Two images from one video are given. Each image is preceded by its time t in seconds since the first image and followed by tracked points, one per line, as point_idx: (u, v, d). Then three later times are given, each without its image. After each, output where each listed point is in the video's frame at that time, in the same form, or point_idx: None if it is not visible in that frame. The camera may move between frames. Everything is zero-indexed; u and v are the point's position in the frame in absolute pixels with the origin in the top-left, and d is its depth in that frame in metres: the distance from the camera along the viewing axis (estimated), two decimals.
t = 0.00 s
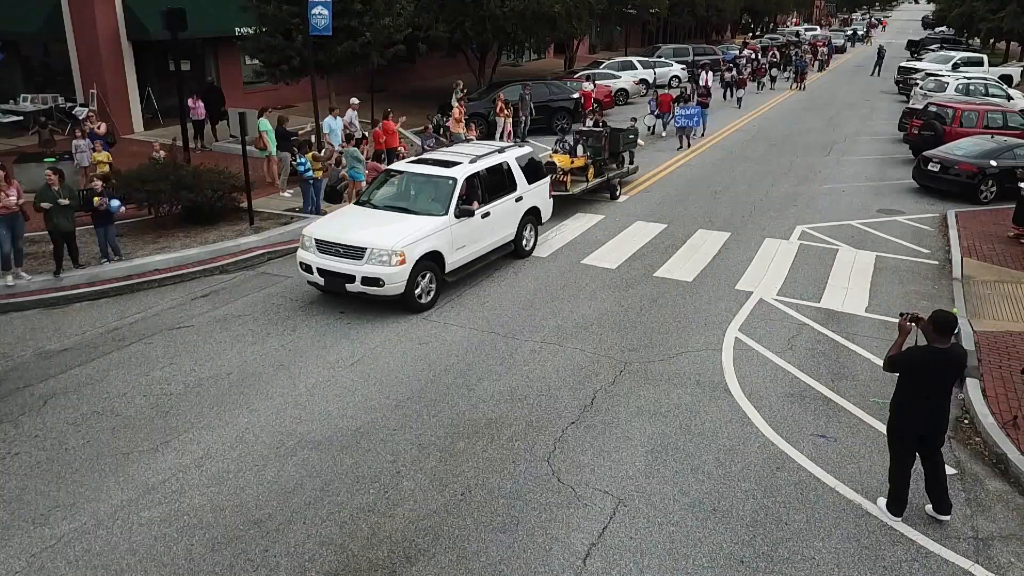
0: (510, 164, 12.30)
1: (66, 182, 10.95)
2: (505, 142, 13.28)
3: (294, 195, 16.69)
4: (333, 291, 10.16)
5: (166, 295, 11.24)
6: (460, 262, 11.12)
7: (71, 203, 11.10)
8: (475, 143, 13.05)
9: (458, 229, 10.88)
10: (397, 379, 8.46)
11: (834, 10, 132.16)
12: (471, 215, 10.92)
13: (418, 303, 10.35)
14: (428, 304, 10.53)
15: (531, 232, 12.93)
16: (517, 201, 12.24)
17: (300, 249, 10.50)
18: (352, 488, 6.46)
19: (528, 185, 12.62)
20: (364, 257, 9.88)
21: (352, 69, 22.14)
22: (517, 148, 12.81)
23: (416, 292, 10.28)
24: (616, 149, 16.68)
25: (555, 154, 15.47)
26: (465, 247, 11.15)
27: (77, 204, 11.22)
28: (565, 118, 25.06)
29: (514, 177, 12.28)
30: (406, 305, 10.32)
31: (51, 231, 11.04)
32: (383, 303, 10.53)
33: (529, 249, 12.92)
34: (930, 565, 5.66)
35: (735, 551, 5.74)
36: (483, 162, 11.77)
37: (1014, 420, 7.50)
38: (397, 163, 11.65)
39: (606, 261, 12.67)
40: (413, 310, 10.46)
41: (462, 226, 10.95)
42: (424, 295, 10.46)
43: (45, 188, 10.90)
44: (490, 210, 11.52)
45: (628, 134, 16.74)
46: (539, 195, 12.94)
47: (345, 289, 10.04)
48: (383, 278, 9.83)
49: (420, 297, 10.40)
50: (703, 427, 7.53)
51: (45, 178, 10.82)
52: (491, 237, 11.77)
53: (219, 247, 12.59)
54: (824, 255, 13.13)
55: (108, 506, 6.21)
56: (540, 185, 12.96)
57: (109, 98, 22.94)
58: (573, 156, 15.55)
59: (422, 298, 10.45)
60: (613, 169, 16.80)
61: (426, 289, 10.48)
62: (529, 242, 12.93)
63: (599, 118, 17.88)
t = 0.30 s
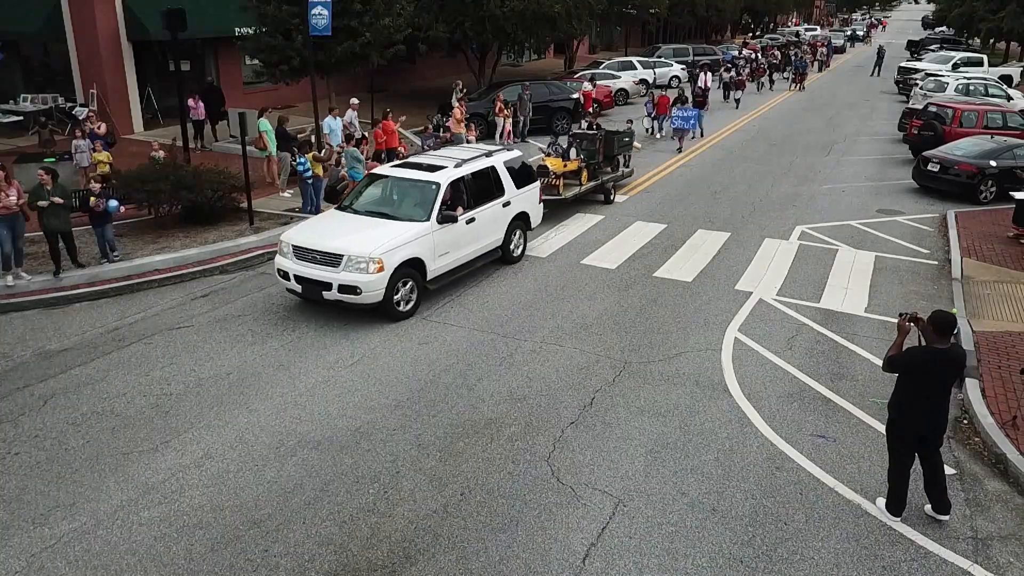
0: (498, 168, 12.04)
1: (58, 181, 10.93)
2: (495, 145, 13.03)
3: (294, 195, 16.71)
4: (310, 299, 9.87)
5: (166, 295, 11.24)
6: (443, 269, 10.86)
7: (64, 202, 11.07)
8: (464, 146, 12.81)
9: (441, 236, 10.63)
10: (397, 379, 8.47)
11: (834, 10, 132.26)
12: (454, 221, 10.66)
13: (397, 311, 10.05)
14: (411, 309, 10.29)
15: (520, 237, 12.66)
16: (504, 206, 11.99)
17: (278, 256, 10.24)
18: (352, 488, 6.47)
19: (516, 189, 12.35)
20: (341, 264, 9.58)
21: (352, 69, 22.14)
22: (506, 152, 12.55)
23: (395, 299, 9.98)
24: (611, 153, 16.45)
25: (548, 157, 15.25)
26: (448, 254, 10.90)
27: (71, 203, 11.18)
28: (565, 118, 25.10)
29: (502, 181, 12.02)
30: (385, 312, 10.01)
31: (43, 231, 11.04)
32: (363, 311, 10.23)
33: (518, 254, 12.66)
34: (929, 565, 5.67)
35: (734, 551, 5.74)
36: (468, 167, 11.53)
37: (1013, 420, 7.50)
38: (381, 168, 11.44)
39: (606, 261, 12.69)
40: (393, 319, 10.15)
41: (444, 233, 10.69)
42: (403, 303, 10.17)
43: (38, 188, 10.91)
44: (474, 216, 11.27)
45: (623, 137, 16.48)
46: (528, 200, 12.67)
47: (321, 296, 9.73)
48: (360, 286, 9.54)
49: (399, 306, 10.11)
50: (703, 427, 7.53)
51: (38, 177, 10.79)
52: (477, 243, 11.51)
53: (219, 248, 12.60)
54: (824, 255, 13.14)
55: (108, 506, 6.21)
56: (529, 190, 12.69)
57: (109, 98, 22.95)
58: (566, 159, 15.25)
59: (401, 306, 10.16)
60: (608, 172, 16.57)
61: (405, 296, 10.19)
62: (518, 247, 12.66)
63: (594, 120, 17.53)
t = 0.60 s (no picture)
0: (484, 173, 11.77)
1: (56, 182, 10.91)
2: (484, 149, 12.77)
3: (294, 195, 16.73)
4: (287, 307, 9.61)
5: (166, 295, 11.25)
6: (424, 276, 10.56)
7: (62, 202, 11.04)
8: (451, 150, 12.55)
9: (422, 241, 10.33)
10: (397, 379, 8.48)
11: (834, 10, 132.29)
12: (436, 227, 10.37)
13: (375, 319, 9.76)
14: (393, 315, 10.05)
15: (508, 242, 12.36)
16: (490, 211, 11.70)
17: (256, 263, 9.99)
18: (352, 488, 6.47)
19: (504, 195, 12.06)
20: (316, 271, 9.31)
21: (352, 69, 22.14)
22: (493, 156, 12.29)
23: (373, 307, 9.70)
24: (605, 156, 16.35)
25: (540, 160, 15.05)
26: (431, 260, 10.60)
27: (70, 203, 11.16)
28: (565, 118, 25.08)
29: (488, 187, 11.75)
30: (362, 321, 9.73)
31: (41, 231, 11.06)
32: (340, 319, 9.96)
33: (505, 261, 12.35)
34: (928, 564, 5.67)
35: (734, 552, 5.74)
36: (453, 171, 11.27)
37: (1013, 421, 7.50)
38: (363, 172, 11.18)
39: (606, 261, 12.69)
40: (371, 327, 9.86)
41: (426, 238, 10.40)
42: (382, 311, 9.90)
43: (37, 188, 10.90)
44: (457, 221, 10.97)
45: (616, 139, 16.40)
46: (516, 205, 12.39)
47: (298, 304, 9.47)
48: (336, 294, 9.27)
49: (378, 315, 9.84)
50: (703, 426, 7.54)
51: (37, 177, 10.78)
52: (461, 250, 11.22)
53: (219, 248, 12.62)
54: (823, 255, 13.14)
55: (108, 506, 6.22)
56: (517, 195, 12.40)
57: (109, 98, 22.95)
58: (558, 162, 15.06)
59: (380, 314, 9.87)
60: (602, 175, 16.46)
61: (385, 304, 9.92)
62: (506, 253, 12.36)
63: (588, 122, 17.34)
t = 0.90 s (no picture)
0: (469, 177, 11.49)
1: (55, 182, 10.91)
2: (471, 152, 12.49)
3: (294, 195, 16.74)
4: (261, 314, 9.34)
5: (166, 295, 11.26)
6: (404, 284, 10.27)
7: (61, 203, 11.04)
8: (437, 154, 12.27)
9: (401, 248, 10.04)
10: (397, 379, 8.48)
11: (834, 10, 132.27)
12: (415, 233, 10.07)
13: (350, 327, 9.47)
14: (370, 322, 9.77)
15: (495, 248, 12.07)
16: (475, 217, 11.41)
17: (231, 268, 9.72)
18: (351, 488, 6.48)
19: (490, 200, 11.77)
20: (289, 278, 9.03)
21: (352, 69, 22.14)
22: (480, 159, 12.00)
23: (348, 316, 9.41)
24: (600, 159, 16.24)
25: (533, 163, 14.75)
26: (411, 266, 10.31)
27: (69, 204, 11.15)
28: (565, 118, 25.05)
29: (473, 191, 11.46)
30: (337, 329, 9.43)
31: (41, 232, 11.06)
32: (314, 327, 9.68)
33: (492, 267, 12.06)
34: (927, 564, 5.67)
35: (733, 552, 5.75)
36: (437, 175, 10.99)
37: (1012, 421, 7.51)
38: (344, 176, 10.92)
39: (605, 262, 12.70)
40: (347, 335, 9.57)
41: (405, 244, 10.12)
42: (358, 320, 9.61)
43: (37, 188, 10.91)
44: (440, 227, 10.69)
45: (610, 141, 16.22)
46: (503, 210, 12.09)
47: (271, 312, 9.19)
48: (309, 302, 8.98)
49: (353, 324, 9.54)
50: (702, 426, 7.55)
51: (37, 177, 10.79)
52: (444, 256, 10.92)
53: (219, 248, 12.62)
54: (823, 255, 13.14)
55: (108, 505, 6.22)
56: (504, 200, 12.10)
57: (109, 98, 22.95)
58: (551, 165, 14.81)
59: (355, 323, 9.58)
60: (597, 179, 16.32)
61: (361, 312, 9.63)
62: (493, 259, 12.06)
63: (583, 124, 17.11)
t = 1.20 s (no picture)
0: (453, 181, 11.20)
1: (54, 182, 10.92)
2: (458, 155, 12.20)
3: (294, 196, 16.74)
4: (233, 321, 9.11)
5: (166, 295, 11.27)
6: (383, 291, 10.01)
7: (59, 203, 11.03)
8: (423, 158, 12.00)
9: (379, 254, 9.78)
10: (396, 379, 8.49)
11: (835, 10, 132.27)
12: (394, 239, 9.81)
13: (323, 336, 9.21)
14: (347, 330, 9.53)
15: (481, 254, 11.78)
16: (459, 222, 11.12)
17: (205, 274, 9.51)
18: (350, 488, 6.48)
19: (475, 204, 11.48)
20: (260, 285, 8.80)
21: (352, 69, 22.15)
22: (466, 163, 11.72)
23: (321, 323, 9.16)
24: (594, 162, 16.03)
25: (525, 166, 14.63)
26: (389, 273, 10.04)
27: (67, 205, 11.14)
28: (564, 118, 25.05)
29: (458, 196, 11.18)
30: (309, 338, 9.18)
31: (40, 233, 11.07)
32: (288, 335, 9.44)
33: (479, 273, 11.78)
34: (926, 565, 5.68)
35: (731, 552, 5.75)
36: (419, 180, 10.71)
37: (1011, 421, 7.51)
38: (324, 180, 10.67)
39: (605, 261, 12.71)
40: (320, 344, 9.32)
41: (383, 250, 9.84)
42: (332, 328, 9.36)
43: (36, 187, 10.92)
44: (421, 233, 10.42)
45: (605, 144, 15.98)
46: (490, 215, 11.79)
47: (242, 319, 8.96)
48: (279, 310, 8.74)
49: (326, 332, 9.30)
50: (701, 426, 7.55)
51: (36, 177, 10.80)
52: (425, 262, 10.65)
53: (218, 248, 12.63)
54: (822, 256, 13.15)
55: (107, 506, 6.22)
56: (491, 205, 11.81)
57: (109, 98, 22.94)
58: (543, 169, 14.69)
59: (330, 331, 9.33)
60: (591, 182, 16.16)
61: (336, 321, 9.38)
62: (479, 265, 11.79)
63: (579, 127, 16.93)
